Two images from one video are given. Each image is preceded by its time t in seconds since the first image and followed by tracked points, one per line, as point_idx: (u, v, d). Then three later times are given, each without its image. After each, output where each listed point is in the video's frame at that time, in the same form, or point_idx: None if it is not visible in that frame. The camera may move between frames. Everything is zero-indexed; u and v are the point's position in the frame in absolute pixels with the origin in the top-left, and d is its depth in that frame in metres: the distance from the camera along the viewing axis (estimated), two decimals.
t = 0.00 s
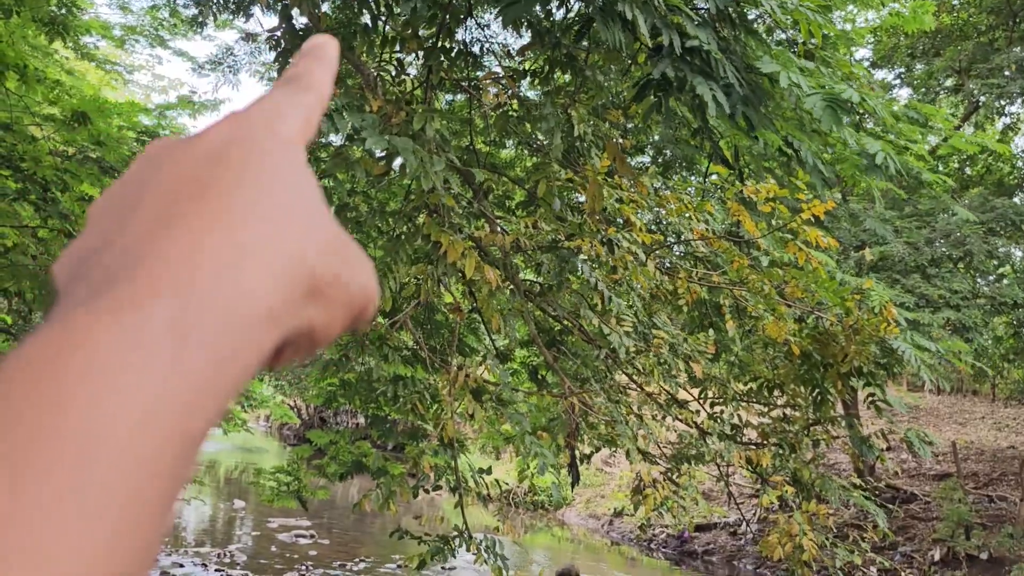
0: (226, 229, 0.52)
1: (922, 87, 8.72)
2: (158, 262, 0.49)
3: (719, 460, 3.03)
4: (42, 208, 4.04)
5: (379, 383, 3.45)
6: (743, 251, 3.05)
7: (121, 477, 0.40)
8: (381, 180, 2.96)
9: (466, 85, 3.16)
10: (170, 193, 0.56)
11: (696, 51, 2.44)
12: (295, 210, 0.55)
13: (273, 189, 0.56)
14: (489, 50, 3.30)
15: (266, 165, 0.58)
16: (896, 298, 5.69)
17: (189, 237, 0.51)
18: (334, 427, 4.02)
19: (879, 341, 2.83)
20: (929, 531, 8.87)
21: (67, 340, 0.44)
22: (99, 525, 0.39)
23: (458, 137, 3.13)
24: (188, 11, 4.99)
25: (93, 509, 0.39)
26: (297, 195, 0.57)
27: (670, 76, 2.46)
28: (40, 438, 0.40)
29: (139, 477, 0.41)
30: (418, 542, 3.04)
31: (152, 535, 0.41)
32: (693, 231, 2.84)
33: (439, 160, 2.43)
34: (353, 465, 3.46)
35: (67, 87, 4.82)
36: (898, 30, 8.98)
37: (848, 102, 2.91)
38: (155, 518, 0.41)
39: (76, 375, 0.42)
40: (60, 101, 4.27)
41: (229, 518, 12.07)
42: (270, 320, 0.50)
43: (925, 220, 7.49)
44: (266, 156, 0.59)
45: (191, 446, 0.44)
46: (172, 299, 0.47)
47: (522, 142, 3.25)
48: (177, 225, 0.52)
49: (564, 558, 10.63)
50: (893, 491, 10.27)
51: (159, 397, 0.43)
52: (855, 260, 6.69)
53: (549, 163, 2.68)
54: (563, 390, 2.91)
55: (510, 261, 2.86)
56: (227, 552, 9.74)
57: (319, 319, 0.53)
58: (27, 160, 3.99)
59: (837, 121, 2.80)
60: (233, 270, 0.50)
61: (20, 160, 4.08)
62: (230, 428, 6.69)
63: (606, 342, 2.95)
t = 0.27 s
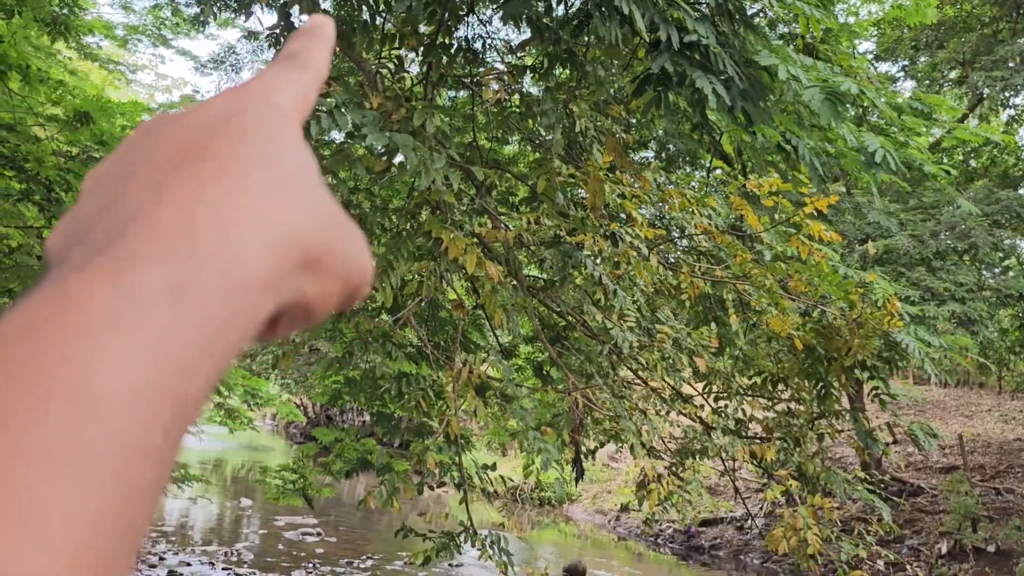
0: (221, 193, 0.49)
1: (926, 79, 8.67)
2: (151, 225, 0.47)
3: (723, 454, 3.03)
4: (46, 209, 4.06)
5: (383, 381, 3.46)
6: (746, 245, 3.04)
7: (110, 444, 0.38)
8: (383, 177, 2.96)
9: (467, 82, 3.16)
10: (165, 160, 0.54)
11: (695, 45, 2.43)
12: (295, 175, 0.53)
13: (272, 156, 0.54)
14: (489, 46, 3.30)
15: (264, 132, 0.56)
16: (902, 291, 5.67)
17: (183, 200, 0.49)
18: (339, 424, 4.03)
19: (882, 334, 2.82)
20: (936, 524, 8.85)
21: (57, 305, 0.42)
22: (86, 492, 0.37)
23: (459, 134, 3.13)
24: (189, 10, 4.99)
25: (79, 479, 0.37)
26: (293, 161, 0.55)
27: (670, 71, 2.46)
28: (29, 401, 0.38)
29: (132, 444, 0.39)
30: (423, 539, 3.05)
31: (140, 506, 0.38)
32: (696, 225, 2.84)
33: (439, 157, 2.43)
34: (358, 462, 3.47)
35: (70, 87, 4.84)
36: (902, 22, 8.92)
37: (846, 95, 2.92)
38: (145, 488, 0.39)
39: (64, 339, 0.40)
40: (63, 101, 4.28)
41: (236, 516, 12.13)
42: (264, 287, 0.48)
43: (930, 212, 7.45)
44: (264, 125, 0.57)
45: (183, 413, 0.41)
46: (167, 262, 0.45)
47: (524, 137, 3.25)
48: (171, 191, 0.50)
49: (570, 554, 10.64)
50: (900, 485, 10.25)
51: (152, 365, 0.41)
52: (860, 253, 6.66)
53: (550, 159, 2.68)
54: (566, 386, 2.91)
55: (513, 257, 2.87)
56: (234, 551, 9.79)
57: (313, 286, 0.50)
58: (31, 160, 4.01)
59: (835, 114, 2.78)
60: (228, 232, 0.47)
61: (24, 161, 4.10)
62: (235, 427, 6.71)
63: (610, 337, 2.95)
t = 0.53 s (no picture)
0: (216, 182, 0.46)
1: (932, 66, 8.61)
2: (142, 211, 0.44)
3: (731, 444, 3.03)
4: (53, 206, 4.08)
5: (390, 374, 3.47)
6: (751, 235, 3.04)
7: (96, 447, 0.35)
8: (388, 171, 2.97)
9: (470, 74, 3.15)
10: (151, 144, 0.50)
11: (696, 35, 2.41)
12: (290, 167, 0.50)
13: (268, 146, 0.51)
14: (492, 38, 3.29)
15: (258, 121, 0.53)
16: (910, 280, 5.65)
17: (175, 187, 0.46)
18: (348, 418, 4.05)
19: (889, 322, 2.81)
20: (946, 512, 8.83)
21: (43, 294, 0.39)
22: (73, 500, 0.34)
23: (463, 127, 3.13)
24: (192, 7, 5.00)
25: (64, 484, 0.34)
26: (288, 153, 0.52)
27: (670, 62, 2.44)
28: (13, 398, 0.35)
29: (115, 449, 0.36)
30: (433, 531, 3.07)
31: (122, 516, 0.35)
32: (701, 215, 2.83)
33: (442, 149, 2.43)
34: (367, 455, 3.49)
35: (75, 84, 4.86)
36: (908, 9, 8.85)
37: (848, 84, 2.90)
38: (129, 493, 0.36)
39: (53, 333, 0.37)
40: (68, 99, 4.31)
41: (247, 512, 12.21)
42: (255, 282, 0.44)
43: (937, 199, 7.41)
44: (259, 113, 0.54)
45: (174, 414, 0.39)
46: (162, 251, 0.42)
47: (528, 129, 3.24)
48: (161, 176, 0.47)
49: (580, 545, 10.68)
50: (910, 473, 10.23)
51: (145, 361, 0.38)
52: (867, 241, 6.64)
53: (554, 150, 2.68)
54: (573, 377, 2.92)
55: (519, 249, 2.87)
56: (245, 546, 9.86)
57: (305, 282, 0.47)
58: (37, 159, 4.03)
59: (838, 101, 2.75)
60: (223, 223, 0.44)
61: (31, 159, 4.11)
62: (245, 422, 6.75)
63: (616, 328, 2.95)
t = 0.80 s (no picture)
0: (216, 179, 0.46)
1: (943, 47, 8.51)
2: (140, 212, 0.44)
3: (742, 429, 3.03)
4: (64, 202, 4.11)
5: (402, 364, 3.49)
6: (760, 220, 3.03)
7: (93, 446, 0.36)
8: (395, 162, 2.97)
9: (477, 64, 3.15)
10: (151, 142, 0.51)
11: (701, 22, 2.38)
12: (287, 166, 0.50)
13: (266, 144, 0.51)
14: (499, 27, 3.27)
15: (256, 120, 0.53)
16: (920, 263, 5.61)
17: (174, 184, 0.46)
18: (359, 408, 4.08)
19: (900, 306, 2.79)
20: (960, 495, 8.81)
21: (45, 292, 0.40)
22: (65, 494, 0.34)
23: (471, 117, 3.13)
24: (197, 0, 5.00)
25: (60, 481, 0.35)
26: (286, 154, 0.52)
27: (676, 50, 2.40)
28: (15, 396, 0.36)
29: (111, 448, 0.37)
30: (446, 520, 3.09)
31: (122, 509, 0.36)
32: (710, 201, 2.83)
33: (449, 139, 2.42)
34: (380, 445, 3.52)
35: (83, 80, 4.90)
36: None
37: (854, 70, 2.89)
38: (125, 490, 0.37)
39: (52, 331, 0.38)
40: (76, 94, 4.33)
41: (261, 503, 12.33)
42: (252, 283, 0.45)
43: (949, 182, 7.35)
44: (257, 113, 0.54)
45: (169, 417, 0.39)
46: (161, 248, 0.42)
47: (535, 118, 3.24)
48: (161, 174, 0.47)
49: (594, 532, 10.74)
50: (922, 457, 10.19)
51: (142, 359, 0.39)
52: (877, 225, 6.59)
53: (562, 139, 2.68)
54: (584, 365, 2.93)
55: (528, 238, 2.87)
56: (260, 537, 9.96)
57: (303, 283, 0.47)
58: (47, 155, 4.06)
59: (847, 87, 2.86)
60: (220, 221, 0.45)
61: (41, 155, 4.09)
62: (258, 415, 6.86)
63: (627, 316, 2.96)
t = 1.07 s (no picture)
0: (226, 241, 0.52)
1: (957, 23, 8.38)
2: (163, 274, 0.50)
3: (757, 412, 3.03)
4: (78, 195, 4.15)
5: (416, 351, 3.51)
6: (772, 202, 3.01)
7: (119, 490, 0.42)
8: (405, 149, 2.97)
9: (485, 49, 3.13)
10: (168, 196, 0.56)
11: (708, 4, 2.34)
12: (288, 219, 0.55)
13: (272, 199, 0.55)
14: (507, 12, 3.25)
15: (260, 174, 0.58)
16: (935, 243, 5.56)
17: (192, 245, 0.51)
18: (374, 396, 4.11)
19: (914, 287, 2.77)
20: (978, 475, 8.76)
21: (82, 358, 0.46)
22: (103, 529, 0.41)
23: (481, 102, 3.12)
24: None
25: (103, 522, 0.41)
26: (289, 204, 0.56)
27: (684, 32, 2.38)
28: (63, 446, 0.42)
29: (141, 492, 0.43)
30: (462, 505, 3.11)
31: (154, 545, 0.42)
32: (721, 184, 2.82)
33: (458, 125, 2.42)
34: (395, 432, 3.55)
35: (94, 73, 4.94)
36: None
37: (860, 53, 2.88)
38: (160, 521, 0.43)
39: (99, 397, 0.44)
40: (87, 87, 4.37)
41: (279, 491, 12.47)
42: (262, 337, 0.50)
43: (964, 160, 7.26)
44: (261, 165, 0.58)
45: (193, 467, 0.45)
46: (181, 313, 0.48)
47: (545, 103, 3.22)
48: (179, 236, 0.52)
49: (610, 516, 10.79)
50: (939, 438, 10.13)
51: (164, 413, 0.45)
52: (892, 206, 6.53)
53: (572, 123, 2.67)
54: (597, 350, 2.93)
55: (539, 223, 2.88)
56: (279, 525, 10.08)
57: (316, 334, 0.52)
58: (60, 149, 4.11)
59: (854, 70, 2.90)
60: (230, 280, 0.50)
61: (53, 148, 4.10)
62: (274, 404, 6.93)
63: (639, 300, 2.95)
